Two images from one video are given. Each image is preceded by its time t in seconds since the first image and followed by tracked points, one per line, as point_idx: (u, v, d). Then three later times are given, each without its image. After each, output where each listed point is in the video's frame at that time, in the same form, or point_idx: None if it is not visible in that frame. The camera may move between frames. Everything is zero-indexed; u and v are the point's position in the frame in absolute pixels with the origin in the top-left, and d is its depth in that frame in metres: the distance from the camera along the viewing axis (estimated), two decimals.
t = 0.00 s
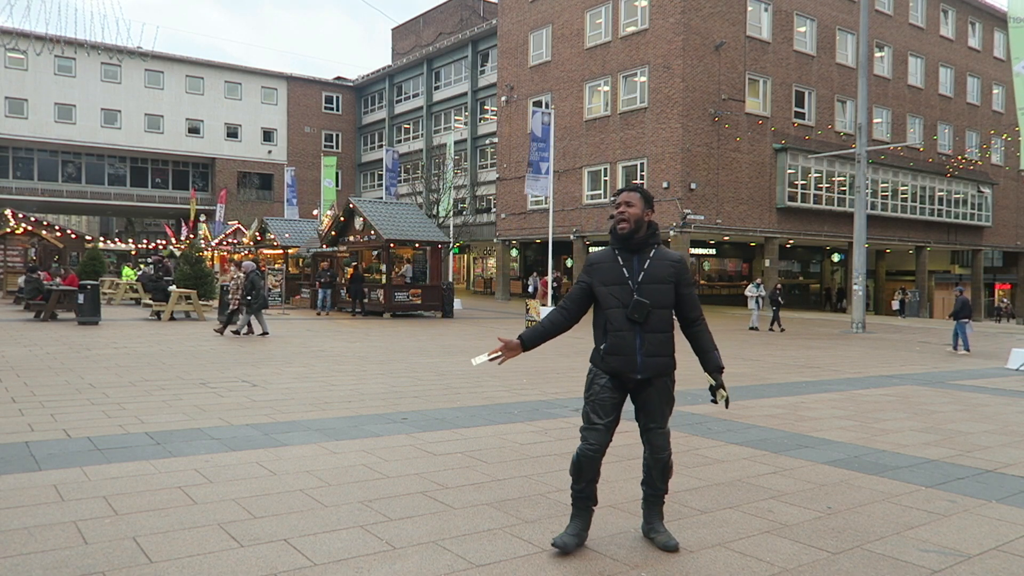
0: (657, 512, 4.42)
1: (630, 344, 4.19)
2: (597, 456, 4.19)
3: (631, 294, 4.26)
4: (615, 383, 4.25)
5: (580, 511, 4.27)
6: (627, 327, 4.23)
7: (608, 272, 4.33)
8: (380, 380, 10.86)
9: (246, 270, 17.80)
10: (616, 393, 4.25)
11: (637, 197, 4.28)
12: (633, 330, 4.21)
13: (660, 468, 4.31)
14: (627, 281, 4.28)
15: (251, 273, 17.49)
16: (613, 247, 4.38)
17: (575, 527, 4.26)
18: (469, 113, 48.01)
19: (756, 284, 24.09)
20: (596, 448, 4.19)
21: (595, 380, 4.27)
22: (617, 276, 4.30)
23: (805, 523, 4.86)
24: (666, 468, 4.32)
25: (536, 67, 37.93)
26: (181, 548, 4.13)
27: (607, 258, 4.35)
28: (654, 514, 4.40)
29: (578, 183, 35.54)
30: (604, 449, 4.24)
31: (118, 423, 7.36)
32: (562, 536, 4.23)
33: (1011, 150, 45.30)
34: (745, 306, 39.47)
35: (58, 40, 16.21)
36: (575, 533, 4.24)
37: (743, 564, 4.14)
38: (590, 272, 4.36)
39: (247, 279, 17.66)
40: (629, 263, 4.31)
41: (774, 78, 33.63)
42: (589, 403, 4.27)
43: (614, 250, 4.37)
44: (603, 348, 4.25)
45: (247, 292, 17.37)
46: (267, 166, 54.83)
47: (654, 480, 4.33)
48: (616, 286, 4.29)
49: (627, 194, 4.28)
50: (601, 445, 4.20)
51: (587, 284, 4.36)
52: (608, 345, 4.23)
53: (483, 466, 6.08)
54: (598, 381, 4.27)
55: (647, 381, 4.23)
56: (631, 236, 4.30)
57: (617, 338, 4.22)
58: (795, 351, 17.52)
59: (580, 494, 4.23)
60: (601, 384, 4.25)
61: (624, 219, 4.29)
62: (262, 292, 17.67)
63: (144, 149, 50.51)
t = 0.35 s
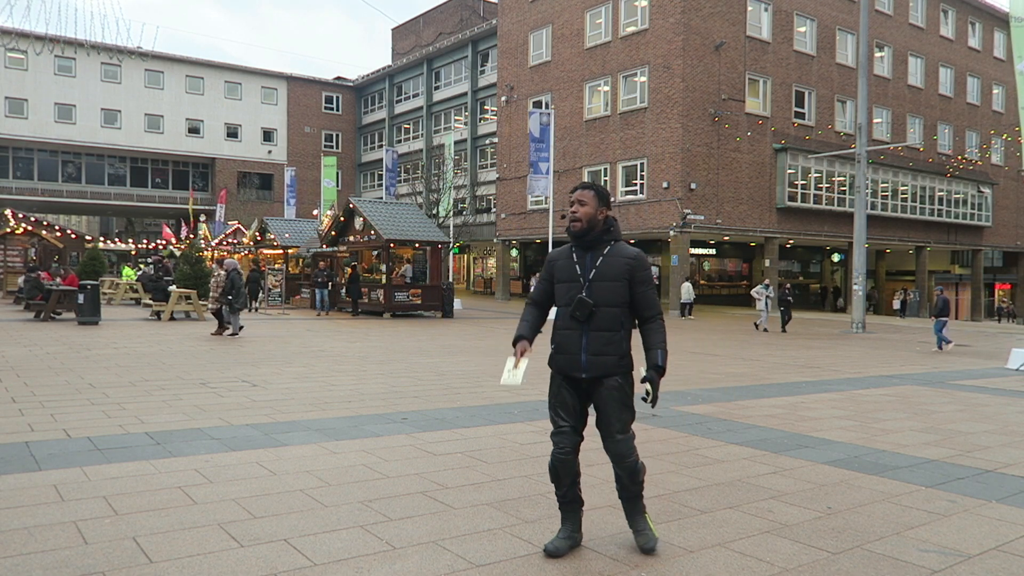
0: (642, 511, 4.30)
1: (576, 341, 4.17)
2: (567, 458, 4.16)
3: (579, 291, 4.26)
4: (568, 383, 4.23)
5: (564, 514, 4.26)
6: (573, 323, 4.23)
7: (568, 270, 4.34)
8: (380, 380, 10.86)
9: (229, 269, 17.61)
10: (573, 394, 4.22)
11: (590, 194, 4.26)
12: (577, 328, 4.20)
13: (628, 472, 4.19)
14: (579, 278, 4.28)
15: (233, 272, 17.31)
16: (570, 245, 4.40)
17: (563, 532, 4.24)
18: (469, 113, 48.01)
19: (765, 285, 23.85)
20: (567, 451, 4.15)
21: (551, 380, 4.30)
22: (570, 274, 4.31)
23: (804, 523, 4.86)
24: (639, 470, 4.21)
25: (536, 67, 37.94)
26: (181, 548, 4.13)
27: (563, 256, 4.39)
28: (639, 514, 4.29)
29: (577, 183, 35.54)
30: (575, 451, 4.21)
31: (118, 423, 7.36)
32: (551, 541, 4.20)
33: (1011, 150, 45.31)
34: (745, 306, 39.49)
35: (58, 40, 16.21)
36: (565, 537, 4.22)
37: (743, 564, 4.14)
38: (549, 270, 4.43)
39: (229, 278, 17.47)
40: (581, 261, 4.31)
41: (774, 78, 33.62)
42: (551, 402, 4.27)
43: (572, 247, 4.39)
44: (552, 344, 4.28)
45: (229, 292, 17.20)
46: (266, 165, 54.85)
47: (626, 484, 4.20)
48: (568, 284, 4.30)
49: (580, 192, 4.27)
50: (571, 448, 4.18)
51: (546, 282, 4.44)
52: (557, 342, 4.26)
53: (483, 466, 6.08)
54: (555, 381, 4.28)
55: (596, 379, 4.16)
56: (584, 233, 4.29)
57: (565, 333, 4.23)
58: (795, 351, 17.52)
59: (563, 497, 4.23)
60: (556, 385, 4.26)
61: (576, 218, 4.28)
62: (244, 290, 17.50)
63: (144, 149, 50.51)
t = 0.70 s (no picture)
0: (554, 541, 3.97)
1: (546, 345, 4.10)
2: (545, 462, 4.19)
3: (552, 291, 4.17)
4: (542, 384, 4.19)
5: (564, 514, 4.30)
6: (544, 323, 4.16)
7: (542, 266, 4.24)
8: (380, 380, 10.86)
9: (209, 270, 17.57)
10: (548, 394, 4.20)
11: (566, 192, 4.13)
12: (547, 329, 4.13)
13: (563, 480, 3.96)
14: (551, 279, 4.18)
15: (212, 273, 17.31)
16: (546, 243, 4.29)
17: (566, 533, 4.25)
18: (469, 113, 48.02)
19: (775, 285, 23.63)
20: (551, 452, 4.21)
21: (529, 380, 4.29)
22: (544, 273, 4.21)
23: (805, 523, 4.86)
24: (572, 481, 3.97)
25: (536, 67, 37.95)
26: (181, 548, 4.13)
27: (539, 254, 4.28)
28: (549, 540, 3.96)
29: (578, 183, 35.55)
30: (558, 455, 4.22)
31: (118, 423, 7.36)
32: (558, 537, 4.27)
33: (1010, 150, 45.35)
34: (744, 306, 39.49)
35: (58, 40, 16.21)
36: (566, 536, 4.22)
37: (742, 563, 4.15)
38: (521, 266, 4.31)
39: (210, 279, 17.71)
40: (556, 261, 4.20)
41: (774, 79, 33.62)
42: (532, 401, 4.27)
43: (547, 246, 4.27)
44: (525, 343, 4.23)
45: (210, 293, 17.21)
46: (267, 165, 54.88)
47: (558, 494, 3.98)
48: (541, 283, 4.20)
49: (557, 191, 4.13)
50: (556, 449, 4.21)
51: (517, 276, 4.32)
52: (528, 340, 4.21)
53: (483, 466, 6.09)
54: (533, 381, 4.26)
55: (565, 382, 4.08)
56: (559, 233, 4.16)
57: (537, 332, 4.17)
58: (794, 351, 17.53)
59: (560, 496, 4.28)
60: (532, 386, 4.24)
61: (551, 218, 4.15)
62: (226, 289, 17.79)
63: (144, 149, 50.49)
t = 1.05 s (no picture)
0: (544, 546, 3.88)
1: (523, 336, 3.85)
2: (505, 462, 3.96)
3: (531, 278, 3.92)
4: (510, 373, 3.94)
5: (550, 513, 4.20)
6: (519, 306, 3.90)
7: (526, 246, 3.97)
8: (380, 380, 10.86)
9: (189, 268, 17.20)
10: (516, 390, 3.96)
11: (560, 184, 3.88)
12: (524, 318, 3.88)
13: (544, 487, 3.82)
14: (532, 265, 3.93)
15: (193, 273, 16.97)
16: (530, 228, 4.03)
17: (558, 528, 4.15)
18: (469, 113, 48.01)
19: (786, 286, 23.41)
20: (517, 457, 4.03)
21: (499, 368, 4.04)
22: (524, 259, 3.95)
23: (805, 523, 4.86)
24: (554, 489, 3.82)
25: (536, 67, 37.95)
26: (181, 548, 4.13)
27: (522, 235, 4.02)
28: (539, 547, 3.87)
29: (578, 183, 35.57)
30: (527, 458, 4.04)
31: (119, 423, 7.36)
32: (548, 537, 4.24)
33: (1011, 150, 45.34)
34: (744, 306, 39.49)
35: (58, 40, 16.20)
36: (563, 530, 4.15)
37: (743, 564, 4.14)
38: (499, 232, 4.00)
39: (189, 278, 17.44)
40: (539, 252, 3.94)
41: (774, 79, 33.62)
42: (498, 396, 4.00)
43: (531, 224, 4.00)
44: (498, 326, 3.97)
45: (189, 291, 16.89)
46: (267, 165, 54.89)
47: (543, 502, 3.83)
48: (522, 268, 3.95)
49: (550, 180, 3.87)
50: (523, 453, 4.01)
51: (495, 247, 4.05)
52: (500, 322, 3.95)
53: (483, 466, 6.09)
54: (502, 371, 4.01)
55: (538, 377, 3.85)
56: (547, 222, 3.92)
57: (510, 313, 3.91)
58: (794, 351, 17.53)
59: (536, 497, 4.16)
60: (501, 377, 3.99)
61: (541, 205, 3.90)
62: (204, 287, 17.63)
63: (144, 150, 50.48)
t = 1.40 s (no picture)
0: (543, 546, 3.87)
1: (508, 333, 3.82)
2: (480, 462, 3.87)
3: (516, 273, 3.88)
4: (490, 371, 3.87)
5: (470, 519, 4.03)
6: (504, 300, 3.86)
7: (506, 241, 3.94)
8: (380, 380, 10.86)
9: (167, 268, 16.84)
10: (492, 389, 3.88)
11: (544, 181, 3.88)
12: (508, 314, 3.84)
13: (540, 486, 3.84)
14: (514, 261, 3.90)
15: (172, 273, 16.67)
16: (509, 224, 3.99)
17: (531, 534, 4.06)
18: (468, 113, 48.02)
19: (797, 287, 23.04)
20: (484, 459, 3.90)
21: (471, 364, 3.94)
22: (506, 255, 3.92)
23: (805, 523, 4.86)
24: (551, 486, 3.85)
25: (536, 67, 37.97)
26: (181, 548, 4.13)
27: (500, 231, 3.98)
28: (538, 547, 3.86)
29: (578, 183, 35.58)
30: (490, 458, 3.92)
31: (119, 423, 7.36)
32: (462, 548, 4.03)
33: (1011, 150, 45.32)
34: (744, 306, 39.49)
35: (58, 40, 16.20)
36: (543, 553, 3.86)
37: (743, 564, 4.14)
38: (478, 226, 3.95)
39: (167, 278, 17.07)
40: (520, 248, 3.91)
41: (774, 79, 33.63)
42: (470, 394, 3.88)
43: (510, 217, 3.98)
44: (477, 321, 3.90)
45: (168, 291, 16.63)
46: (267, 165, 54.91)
47: (540, 501, 3.85)
48: (503, 265, 3.91)
49: (535, 177, 3.84)
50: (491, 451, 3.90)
51: (472, 241, 3.99)
52: (480, 316, 3.88)
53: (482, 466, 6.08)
54: (476, 368, 3.90)
55: (523, 374, 3.84)
56: (531, 221, 3.90)
57: (492, 308, 3.85)
58: (794, 351, 17.54)
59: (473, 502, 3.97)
60: (476, 375, 3.87)
61: (527, 203, 3.89)
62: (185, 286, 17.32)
63: (144, 149, 50.48)
